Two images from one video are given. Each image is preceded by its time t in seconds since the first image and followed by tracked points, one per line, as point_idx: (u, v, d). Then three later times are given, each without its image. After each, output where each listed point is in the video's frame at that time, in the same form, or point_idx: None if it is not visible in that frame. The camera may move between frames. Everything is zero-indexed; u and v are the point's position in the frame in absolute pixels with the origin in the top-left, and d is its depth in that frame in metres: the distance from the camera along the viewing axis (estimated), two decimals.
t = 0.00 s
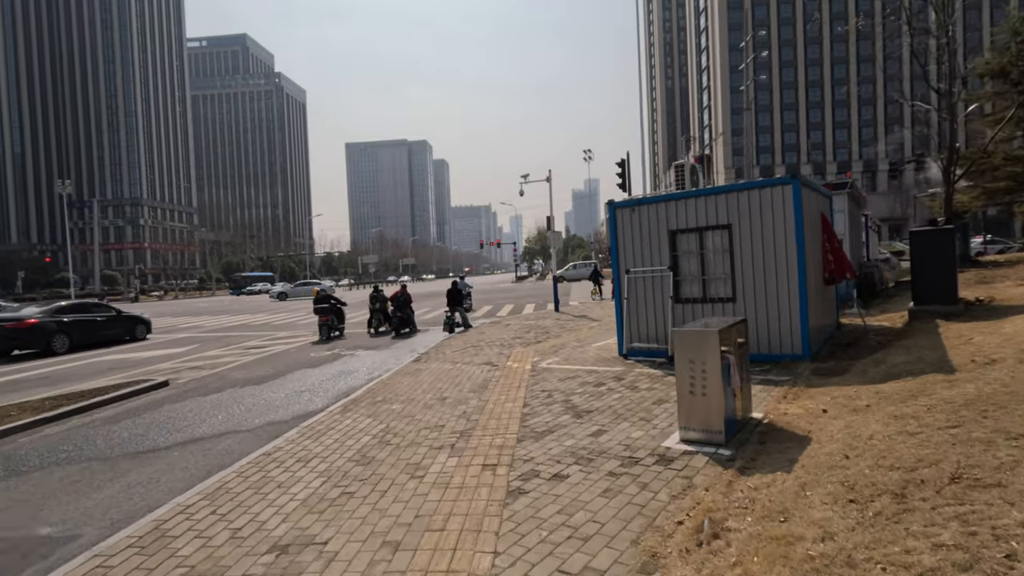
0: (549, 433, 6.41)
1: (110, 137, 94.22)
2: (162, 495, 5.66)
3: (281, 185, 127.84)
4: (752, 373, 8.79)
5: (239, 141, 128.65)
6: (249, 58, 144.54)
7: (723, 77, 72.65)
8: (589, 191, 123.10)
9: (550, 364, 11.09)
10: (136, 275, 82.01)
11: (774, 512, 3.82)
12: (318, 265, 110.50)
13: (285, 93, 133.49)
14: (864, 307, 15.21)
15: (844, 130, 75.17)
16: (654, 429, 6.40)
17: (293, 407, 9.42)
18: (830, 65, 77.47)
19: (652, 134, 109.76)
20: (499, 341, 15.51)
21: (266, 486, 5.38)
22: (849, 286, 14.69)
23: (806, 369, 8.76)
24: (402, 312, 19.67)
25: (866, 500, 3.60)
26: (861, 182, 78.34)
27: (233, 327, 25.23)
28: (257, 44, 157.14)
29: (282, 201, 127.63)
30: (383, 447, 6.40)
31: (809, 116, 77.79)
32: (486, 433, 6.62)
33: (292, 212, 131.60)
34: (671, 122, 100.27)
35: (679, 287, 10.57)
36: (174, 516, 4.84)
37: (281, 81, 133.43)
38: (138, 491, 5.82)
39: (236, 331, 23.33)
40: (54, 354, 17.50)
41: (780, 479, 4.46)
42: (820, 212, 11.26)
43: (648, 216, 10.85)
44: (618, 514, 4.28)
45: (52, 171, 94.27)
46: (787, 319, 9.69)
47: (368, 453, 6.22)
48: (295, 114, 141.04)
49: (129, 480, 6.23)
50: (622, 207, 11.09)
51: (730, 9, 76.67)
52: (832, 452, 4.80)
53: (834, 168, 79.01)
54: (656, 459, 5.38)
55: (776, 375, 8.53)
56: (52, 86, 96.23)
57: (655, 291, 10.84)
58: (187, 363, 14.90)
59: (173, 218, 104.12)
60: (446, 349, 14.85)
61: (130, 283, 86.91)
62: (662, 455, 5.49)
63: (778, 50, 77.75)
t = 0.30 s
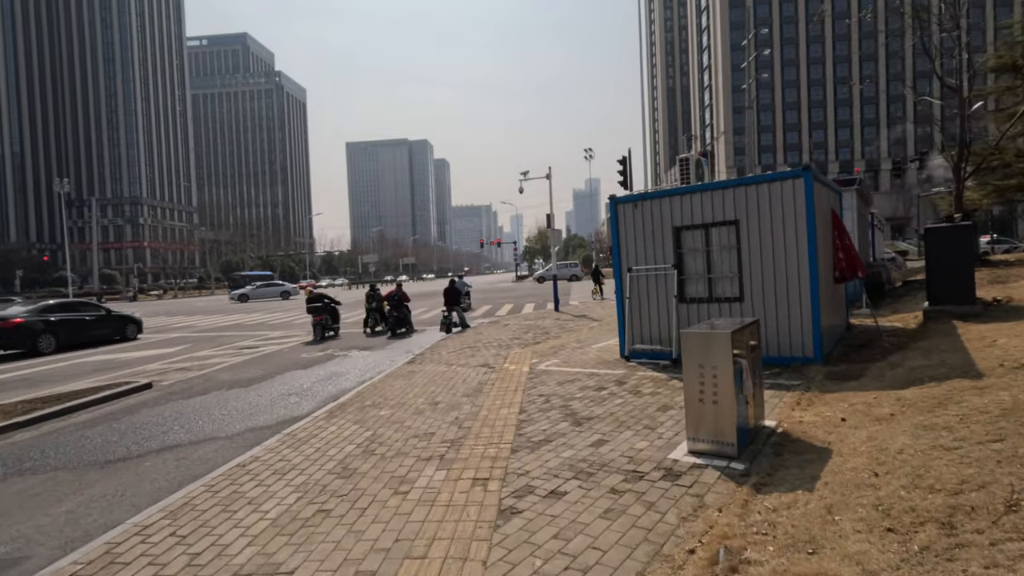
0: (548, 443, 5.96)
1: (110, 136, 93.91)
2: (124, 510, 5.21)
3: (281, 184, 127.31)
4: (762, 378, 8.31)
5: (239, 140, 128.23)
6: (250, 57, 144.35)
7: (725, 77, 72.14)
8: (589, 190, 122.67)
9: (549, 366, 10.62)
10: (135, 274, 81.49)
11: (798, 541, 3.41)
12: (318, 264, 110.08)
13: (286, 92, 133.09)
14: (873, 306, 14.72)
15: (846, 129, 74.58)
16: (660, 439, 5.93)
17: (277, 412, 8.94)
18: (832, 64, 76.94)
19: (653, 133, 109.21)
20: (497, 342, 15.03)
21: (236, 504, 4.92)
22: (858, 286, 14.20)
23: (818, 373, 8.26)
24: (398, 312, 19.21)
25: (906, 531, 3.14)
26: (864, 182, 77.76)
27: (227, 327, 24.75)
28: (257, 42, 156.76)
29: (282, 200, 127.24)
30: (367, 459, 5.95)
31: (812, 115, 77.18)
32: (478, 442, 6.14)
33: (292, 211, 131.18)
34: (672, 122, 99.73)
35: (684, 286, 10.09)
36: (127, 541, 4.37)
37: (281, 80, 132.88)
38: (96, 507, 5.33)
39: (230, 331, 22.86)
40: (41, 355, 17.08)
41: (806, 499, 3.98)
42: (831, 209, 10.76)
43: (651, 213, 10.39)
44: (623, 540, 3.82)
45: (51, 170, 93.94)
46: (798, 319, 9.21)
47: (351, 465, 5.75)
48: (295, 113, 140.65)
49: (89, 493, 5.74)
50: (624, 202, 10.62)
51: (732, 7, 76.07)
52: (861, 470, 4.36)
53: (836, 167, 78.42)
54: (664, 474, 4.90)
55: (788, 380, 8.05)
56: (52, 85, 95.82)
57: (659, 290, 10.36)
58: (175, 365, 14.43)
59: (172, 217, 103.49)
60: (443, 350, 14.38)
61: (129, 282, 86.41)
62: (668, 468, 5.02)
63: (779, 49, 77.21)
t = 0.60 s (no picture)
0: (549, 457, 5.51)
1: (111, 135, 93.72)
2: (87, 532, 4.76)
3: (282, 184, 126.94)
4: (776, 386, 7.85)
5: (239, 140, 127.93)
6: (251, 56, 144.32)
7: (727, 76, 71.77)
8: (590, 190, 122.43)
9: (550, 371, 10.18)
10: (135, 273, 81.06)
11: None
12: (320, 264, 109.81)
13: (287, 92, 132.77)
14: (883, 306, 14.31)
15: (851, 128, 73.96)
16: (671, 453, 5.49)
17: (265, 420, 8.49)
18: (835, 63, 76.39)
19: (654, 134, 108.82)
20: (497, 344, 14.59)
21: (208, 531, 4.44)
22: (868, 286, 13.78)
23: (835, 380, 7.79)
24: (395, 313, 18.73)
25: None
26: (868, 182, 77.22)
27: (222, 328, 24.29)
28: (258, 41, 156.25)
29: (283, 199, 126.93)
30: (355, 474, 5.51)
31: (815, 115, 76.63)
32: (474, 457, 5.69)
33: (294, 211, 130.88)
34: (674, 122, 99.20)
35: (692, 287, 9.64)
36: (81, 570, 3.93)
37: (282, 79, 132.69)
38: (55, 529, 4.87)
39: (225, 332, 22.43)
40: (29, 357, 16.68)
41: (840, 529, 3.55)
42: (845, 206, 10.29)
43: (657, 210, 9.95)
44: None
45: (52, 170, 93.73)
46: (813, 322, 8.75)
47: (337, 483, 5.29)
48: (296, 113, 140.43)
49: (51, 512, 5.28)
50: (628, 200, 10.18)
51: (735, 6, 75.45)
52: (899, 495, 3.93)
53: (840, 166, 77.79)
54: (678, 495, 4.45)
55: (806, 387, 7.59)
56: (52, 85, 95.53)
57: (665, 292, 9.91)
58: (165, 367, 13.98)
59: (173, 217, 103.10)
60: (441, 352, 13.94)
61: (130, 282, 86.09)
62: (682, 489, 4.56)
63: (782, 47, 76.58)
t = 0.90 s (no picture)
0: (555, 477, 5.02)
1: (111, 134, 93.39)
2: (39, 560, 4.25)
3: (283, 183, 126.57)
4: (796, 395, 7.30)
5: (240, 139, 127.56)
6: (252, 55, 144.08)
7: (729, 75, 71.32)
8: (591, 190, 122.09)
9: (553, 376, 9.67)
10: (135, 272, 80.48)
11: None
12: (320, 263, 109.42)
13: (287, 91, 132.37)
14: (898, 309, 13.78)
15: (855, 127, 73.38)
16: (686, 472, 4.99)
17: (251, 428, 8.00)
18: (838, 63, 75.87)
19: (656, 135, 108.31)
20: (497, 347, 14.08)
21: (171, 561, 3.96)
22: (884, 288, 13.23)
23: (858, 389, 7.25)
24: (393, 314, 18.19)
25: None
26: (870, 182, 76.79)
27: (217, 328, 23.78)
28: (258, 40, 155.88)
29: (284, 198, 126.51)
30: (341, 494, 5.02)
31: (818, 115, 76.08)
32: (471, 474, 5.21)
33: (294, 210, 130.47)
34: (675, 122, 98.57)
35: (703, 289, 9.15)
36: None
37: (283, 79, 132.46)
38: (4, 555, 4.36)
39: (219, 333, 21.92)
40: (15, 358, 16.23)
41: None
42: (862, 203, 9.77)
43: (666, 208, 9.45)
44: None
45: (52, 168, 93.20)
46: (832, 326, 8.25)
47: (320, 506, 4.79)
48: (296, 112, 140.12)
49: (4, 533, 4.79)
50: (636, 196, 9.69)
51: (738, 4, 74.76)
52: (955, 531, 3.42)
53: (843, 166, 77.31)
54: (699, 525, 3.96)
55: (828, 397, 7.06)
56: (52, 84, 95.09)
57: (674, 294, 9.40)
58: (153, 370, 13.48)
59: (173, 216, 102.66)
60: (439, 355, 13.44)
61: (130, 281, 85.77)
62: (702, 517, 4.08)
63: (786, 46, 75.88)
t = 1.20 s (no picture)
0: (556, 492, 4.55)
1: (111, 132, 92.92)
2: None
3: (283, 181, 126.19)
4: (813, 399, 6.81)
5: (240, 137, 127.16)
6: (252, 53, 143.64)
7: (731, 74, 70.90)
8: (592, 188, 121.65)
9: (553, 378, 9.19)
10: (134, 271, 79.88)
11: None
12: (321, 262, 109.02)
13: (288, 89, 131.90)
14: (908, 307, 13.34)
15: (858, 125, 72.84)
16: (698, 487, 4.52)
17: (233, 434, 7.54)
18: (841, 61, 75.27)
19: (657, 134, 107.74)
20: (496, 347, 13.62)
21: None
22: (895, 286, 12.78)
23: (879, 393, 6.78)
24: (389, 313, 17.75)
25: None
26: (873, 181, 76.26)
27: (211, 327, 23.31)
28: (258, 38, 155.44)
29: (284, 197, 126.09)
30: (319, 510, 4.57)
31: (820, 113, 75.52)
32: (462, 488, 4.76)
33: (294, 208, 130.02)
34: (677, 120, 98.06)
35: (712, 285, 8.69)
36: None
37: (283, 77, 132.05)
38: None
39: (213, 332, 21.44)
40: None
41: None
42: (879, 196, 9.28)
43: (672, 200, 8.98)
44: None
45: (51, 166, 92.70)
46: (849, 326, 7.78)
47: (296, 524, 4.33)
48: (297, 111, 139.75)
49: None
50: (641, 188, 9.23)
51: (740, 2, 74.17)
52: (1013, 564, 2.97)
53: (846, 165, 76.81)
54: (717, 549, 3.51)
55: (846, 401, 6.61)
56: (52, 83, 94.45)
57: (682, 290, 8.93)
58: (141, 370, 13.01)
59: (173, 214, 102.22)
60: (436, 355, 12.97)
61: (130, 280, 85.41)
62: (720, 540, 3.63)
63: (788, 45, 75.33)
